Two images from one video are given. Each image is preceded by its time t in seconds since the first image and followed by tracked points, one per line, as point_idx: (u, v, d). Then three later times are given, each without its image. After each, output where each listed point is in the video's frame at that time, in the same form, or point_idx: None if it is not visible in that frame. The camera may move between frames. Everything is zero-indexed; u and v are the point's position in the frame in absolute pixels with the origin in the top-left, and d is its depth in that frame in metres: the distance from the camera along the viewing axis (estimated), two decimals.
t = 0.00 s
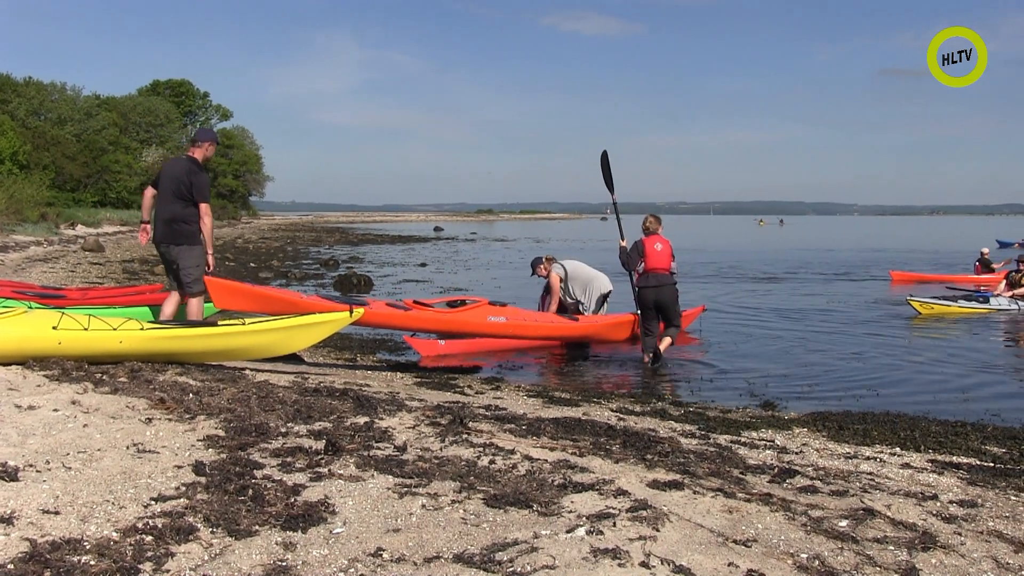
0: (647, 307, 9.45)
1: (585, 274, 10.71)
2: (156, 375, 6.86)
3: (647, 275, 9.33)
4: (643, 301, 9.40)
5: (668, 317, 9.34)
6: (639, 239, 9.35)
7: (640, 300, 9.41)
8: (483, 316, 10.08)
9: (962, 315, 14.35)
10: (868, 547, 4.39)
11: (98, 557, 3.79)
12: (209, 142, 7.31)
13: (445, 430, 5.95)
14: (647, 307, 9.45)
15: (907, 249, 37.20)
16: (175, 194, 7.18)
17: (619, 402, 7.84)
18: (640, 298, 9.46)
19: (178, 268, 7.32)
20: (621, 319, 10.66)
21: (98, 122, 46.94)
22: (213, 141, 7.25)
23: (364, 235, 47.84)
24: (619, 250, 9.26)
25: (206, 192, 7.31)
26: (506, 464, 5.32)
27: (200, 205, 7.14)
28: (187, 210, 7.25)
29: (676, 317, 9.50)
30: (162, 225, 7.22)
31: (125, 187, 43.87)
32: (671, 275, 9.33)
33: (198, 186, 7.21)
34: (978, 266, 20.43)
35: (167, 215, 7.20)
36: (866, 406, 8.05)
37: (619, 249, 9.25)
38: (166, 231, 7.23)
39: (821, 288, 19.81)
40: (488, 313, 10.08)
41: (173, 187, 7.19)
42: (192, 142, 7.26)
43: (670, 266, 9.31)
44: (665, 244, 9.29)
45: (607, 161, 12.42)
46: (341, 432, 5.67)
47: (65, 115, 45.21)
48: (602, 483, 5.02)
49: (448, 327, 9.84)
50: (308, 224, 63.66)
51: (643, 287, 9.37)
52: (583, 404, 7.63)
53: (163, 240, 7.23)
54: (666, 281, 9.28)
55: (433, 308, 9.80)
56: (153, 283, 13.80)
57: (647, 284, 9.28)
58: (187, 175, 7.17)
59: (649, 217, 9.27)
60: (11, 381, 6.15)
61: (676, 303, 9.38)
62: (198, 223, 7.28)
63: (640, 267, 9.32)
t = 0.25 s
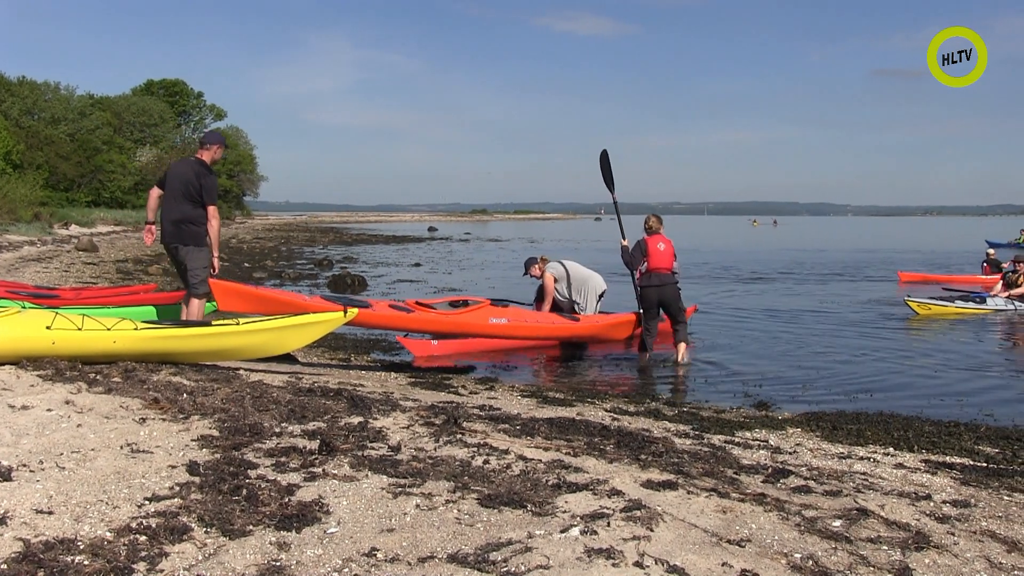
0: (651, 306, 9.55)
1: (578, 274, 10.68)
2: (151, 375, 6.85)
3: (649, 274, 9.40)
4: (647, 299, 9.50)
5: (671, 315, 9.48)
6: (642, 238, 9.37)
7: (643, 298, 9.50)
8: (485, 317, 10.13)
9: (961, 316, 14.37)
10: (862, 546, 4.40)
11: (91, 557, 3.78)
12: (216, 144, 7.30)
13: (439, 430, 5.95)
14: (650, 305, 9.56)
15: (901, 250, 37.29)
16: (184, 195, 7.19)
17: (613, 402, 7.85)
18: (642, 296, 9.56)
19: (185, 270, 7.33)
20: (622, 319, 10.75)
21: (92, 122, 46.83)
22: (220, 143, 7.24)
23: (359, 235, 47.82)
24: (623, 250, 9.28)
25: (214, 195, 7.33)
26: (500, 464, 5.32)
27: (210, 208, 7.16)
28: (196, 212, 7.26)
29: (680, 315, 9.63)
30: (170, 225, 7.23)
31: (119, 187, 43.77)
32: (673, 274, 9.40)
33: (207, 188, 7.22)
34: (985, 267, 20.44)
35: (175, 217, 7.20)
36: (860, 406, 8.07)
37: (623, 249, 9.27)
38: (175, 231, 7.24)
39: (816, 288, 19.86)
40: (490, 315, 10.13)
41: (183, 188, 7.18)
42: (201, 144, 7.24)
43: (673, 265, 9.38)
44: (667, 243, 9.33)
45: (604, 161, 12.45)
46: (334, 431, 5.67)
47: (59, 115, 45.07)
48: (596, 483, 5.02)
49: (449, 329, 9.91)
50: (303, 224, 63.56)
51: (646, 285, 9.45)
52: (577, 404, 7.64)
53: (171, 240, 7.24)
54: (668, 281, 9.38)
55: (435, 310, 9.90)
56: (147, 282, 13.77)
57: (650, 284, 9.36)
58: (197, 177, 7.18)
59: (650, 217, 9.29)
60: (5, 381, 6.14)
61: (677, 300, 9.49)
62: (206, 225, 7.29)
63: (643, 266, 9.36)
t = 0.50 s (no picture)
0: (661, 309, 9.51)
1: (571, 275, 10.58)
2: (144, 376, 6.84)
3: (664, 277, 9.40)
4: (660, 301, 9.45)
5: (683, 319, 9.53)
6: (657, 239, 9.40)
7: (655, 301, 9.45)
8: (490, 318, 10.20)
9: (958, 316, 14.40)
10: (855, 546, 4.41)
11: (84, 558, 3.78)
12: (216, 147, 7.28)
13: (432, 430, 5.95)
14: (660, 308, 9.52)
15: (893, 250, 37.37)
16: (188, 199, 7.17)
17: (606, 403, 7.85)
18: (654, 299, 9.51)
19: (190, 273, 7.32)
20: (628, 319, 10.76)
21: (84, 122, 46.70)
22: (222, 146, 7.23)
23: (353, 235, 47.80)
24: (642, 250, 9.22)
25: (217, 198, 7.32)
26: (494, 465, 5.32)
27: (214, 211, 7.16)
28: (200, 215, 7.26)
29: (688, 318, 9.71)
30: (175, 229, 7.22)
31: (112, 187, 43.63)
32: (685, 277, 9.49)
33: (211, 191, 7.22)
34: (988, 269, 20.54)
35: (179, 221, 7.20)
36: (853, 407, 8.09)
37: (642, 249, 9.22)
38: (179, 235, 7.24)
39: (809, 288, 19.92)
40: (495, 315, 10.23)
41: (186, 191, 7.17)
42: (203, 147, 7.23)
43: (685, 268, 9.46)
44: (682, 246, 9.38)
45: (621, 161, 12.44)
46: (328, 432, 5.67)
47: (51, 115, 44.94)
48: (590, 483, 5.02)
49: (453, 329, 10.13)
50: (297, 224, 63.46)
51: (659, 287, 9.42)
52: (571, 405, 7.65)
53: (176, 244, 7.24)
54: (682, 284, 9.43)
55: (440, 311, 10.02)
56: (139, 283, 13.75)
57: (666, 286, 9.35)
58: (200, 180, 7.17)
59: (664, 220, 9.36)
60: None
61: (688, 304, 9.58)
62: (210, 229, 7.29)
63: (658, 267, 9.36)
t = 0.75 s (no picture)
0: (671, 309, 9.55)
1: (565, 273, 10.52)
2: (137, 376, 6.83)
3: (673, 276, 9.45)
4: (670, 301, 9.48)
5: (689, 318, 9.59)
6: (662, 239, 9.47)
7: (664, 301, 9.48)
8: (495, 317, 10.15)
9: (955, 315, 14.42)
10: (848, 545, 4.42)
11: (76, 559, 3.77)
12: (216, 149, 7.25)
13: (426, 430, 5.95)
14: (669, 308, 9.56)
15: (887, 249, 37.42)
16: (190, 202, 7.17)
17: (600, 403, 7.86)
18: (663, 299, 9.54)
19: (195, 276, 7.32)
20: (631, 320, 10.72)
21: (77, 122, 46.59)
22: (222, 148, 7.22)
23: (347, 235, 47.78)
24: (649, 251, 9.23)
25: (220, 200, 7.31)
26: (487, 465, 5.33)
27: (216, 214, 7.15)
28: (202, 217, 7.25)
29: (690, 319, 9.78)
30: (178, 232, 7.22)
31: (105, 187, 43.53)
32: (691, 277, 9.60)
33: (213, 194, 7.22)
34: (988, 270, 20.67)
35: (182, 224, 7.19)
36: (847, 406, 8.10)
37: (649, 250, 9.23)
38: (183, 238, 7.23)
39: (803, 288, 19.96)
40: (500, 315, 10.14)
41: (188, 195, 7.17)
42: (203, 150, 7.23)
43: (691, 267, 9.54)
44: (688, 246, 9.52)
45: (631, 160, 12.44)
46: (321, 432, 5.66)
47: (44, 115, 44.82)
48: (583, 483, 5.03)
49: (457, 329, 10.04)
50: (291, 225, 63.37)
51: (668, 286, 9.47)
52: (565, 404, 7.65)
53: (180, 247, 7.23)
54: (690, 283, 9.51)
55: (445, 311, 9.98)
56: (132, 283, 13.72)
57: (677, 284, 9.39)
58: (202, 183, 7.17)
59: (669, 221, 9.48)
60: None
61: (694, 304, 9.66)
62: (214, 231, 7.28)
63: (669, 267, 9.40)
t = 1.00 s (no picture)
0: (671, 308, 9.55)
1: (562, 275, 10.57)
2: (131, 376, 6.82)
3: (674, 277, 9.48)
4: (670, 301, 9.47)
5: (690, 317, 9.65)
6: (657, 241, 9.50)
7: (665, 301, 9.46)
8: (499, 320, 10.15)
9: (953, 316, 14.45)
10: (843, 545, 4.42)
11: (70, 559, 3.76)
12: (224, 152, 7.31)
13: (420, 430, 5.95)
14: (669, 308, 9.56)
15: (883, 249, 37.43)
16: (196, 204, 7.21)
17: (595, 403, 7.85)
18: (664, 300, 9.52)
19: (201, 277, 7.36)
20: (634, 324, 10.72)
21: (71, 122, 46.52)
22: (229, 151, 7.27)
23: (343, 235, 47.75)
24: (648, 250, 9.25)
25: (226, 203, 7.35)
26: (482, 465, 5.32)
27: (222, 216, 7.19)
28: (208, 219, 7.29)
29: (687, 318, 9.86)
30: (183, 233, 7.25)
31: (100, 187, 43.47)
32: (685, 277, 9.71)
33: (219, 196, 7.26)
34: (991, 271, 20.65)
35: (188, 226, 7.22)
36: (842, 406, 8.10)
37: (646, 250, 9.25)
38: (188, 239, 7.26)
39: (799, 288, 19.97)
40: (506, 317, 10.22)
41: (194, 196, 7.20)
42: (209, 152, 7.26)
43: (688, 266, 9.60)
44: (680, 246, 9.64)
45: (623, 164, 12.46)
46: (316, 433, 5.66)
47: (38, 115, 44.74)
48: (578, 483, 5.03)
49: (464, 329, 10.15)
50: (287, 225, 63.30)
51: (668, 286, 9.47)
52: (560, 404, 7.64)
53: (185, 249, 7.26)
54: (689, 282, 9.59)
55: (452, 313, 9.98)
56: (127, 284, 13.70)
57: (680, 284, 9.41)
58: (208, 185, 7.21)
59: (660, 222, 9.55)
60: None
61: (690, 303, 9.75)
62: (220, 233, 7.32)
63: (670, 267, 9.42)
